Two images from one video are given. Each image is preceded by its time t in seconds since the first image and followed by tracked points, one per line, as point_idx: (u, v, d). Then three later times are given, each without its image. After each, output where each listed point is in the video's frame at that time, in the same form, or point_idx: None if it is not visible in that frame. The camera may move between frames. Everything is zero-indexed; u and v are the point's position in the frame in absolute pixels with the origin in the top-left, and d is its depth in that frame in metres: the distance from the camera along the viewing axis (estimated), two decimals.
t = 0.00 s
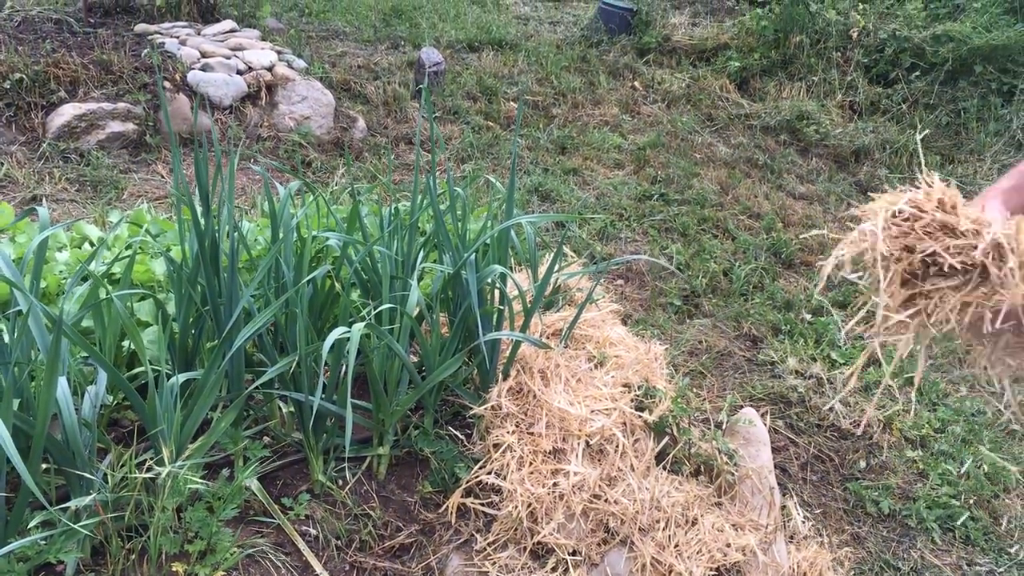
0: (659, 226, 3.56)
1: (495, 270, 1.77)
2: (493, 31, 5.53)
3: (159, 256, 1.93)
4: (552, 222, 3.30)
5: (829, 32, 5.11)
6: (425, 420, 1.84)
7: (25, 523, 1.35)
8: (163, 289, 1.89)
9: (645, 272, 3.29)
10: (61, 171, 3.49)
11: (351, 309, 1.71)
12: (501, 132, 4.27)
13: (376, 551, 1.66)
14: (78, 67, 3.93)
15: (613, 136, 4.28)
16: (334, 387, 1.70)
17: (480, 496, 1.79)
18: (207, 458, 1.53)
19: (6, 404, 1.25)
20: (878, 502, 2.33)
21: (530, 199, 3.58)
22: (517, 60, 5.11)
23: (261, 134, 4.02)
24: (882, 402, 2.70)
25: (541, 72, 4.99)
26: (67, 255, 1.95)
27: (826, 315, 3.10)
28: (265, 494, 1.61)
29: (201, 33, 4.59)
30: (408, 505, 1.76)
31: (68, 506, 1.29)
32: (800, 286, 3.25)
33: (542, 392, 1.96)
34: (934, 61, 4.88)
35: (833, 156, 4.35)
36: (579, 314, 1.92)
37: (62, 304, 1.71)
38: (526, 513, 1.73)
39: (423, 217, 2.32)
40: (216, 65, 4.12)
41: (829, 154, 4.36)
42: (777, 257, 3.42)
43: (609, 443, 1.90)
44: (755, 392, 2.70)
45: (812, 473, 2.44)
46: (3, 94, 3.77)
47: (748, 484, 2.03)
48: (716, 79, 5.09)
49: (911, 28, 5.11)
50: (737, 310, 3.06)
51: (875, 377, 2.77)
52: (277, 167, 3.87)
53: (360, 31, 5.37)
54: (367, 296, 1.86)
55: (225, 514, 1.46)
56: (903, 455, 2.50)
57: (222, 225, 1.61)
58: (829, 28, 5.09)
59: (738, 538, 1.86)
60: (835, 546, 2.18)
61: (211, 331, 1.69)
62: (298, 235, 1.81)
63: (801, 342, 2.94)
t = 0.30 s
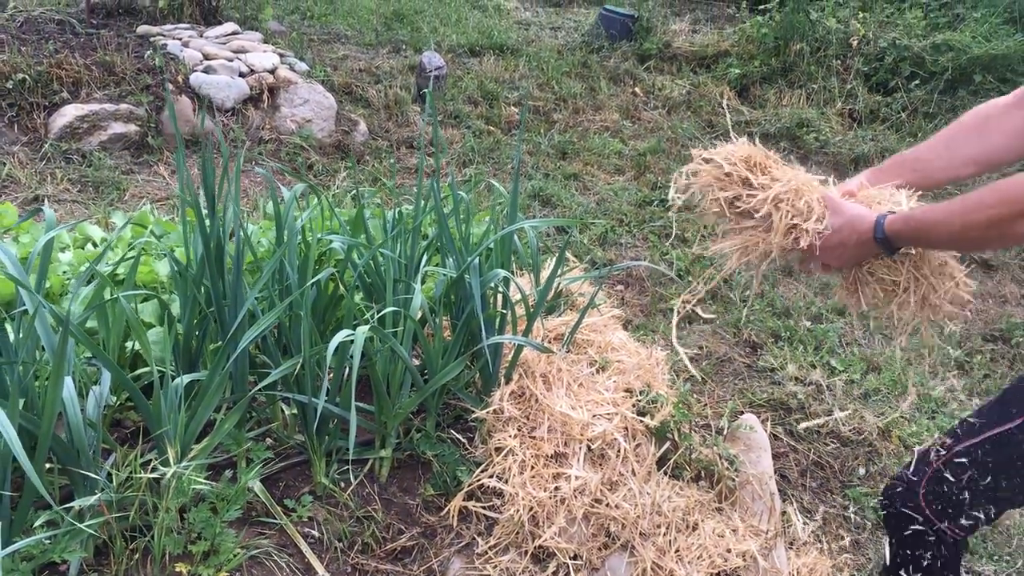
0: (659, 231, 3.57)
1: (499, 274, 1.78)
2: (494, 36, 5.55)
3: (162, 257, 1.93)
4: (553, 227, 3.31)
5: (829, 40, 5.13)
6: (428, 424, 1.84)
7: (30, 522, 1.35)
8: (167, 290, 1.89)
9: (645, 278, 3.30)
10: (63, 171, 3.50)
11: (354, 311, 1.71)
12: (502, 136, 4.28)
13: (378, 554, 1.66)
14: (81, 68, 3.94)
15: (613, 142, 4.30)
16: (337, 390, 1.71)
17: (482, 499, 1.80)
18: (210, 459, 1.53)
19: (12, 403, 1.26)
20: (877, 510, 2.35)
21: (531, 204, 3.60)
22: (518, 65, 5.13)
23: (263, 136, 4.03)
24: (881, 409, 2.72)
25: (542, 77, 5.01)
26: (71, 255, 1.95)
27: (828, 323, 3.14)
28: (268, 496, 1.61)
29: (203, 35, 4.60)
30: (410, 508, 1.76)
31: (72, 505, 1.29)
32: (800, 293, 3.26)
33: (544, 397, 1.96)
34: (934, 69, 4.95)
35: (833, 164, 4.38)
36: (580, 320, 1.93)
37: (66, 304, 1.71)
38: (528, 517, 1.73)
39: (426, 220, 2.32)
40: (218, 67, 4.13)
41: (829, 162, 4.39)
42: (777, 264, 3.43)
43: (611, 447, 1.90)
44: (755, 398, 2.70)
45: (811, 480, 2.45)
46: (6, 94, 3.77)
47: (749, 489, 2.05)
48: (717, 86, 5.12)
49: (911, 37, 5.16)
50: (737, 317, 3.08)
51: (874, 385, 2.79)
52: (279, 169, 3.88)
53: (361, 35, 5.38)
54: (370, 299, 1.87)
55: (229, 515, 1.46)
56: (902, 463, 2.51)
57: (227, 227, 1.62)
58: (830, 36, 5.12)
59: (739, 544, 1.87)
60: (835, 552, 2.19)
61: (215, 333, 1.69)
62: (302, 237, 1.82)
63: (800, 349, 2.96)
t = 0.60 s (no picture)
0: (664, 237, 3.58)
1: (511, 278, 1.78)
2: (498, 41, 5.57)
3: (175, 258, 1.94)
4: (559, 232, 3.32)
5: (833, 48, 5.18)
6: (438, 425, 1.85)
7: (46, 520, 1.35)
8: (179, 290, 1.89)
9: (651, 283, 3.32)
10: (70, 171, 3.50)
11: (367, 313, 1.72)
12: (506, 141, 4.30)
13: (388, 555, 1.66)
14: (90, 68, 3.96)
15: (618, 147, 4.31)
16: (349, 391, 1.71)
17: (491, 502, 1.80)
18: (225, 458, 1.53)
19: (30, 400, 1.26)
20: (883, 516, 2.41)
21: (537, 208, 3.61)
22: (523, 70, 5.14)
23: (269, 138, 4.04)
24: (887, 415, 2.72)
25: (547, 82, 5.03)
26: (83, 254, 1.96)
27: (830, 329, 3.14)
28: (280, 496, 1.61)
29: (210, 37, 4.61)
30: (420, 510, 1.77)
31: (89, 503, 1.29)
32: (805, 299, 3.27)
33: (554, 400, 1.96)
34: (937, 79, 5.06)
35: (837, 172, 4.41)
36: (589, 324, 1.94)
37: (80, 302, 1.72)
38: (537, 520, 1.73)
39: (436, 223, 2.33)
40: (227, 69, 4.14)
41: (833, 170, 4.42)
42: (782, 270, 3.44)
43: (620, 451, 1.90)
44: (761, 404, 2.71)
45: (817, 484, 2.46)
46: (15, 93, 3.78)
47: (755, 495, 2.08)
48: (721, 92, 5.14)
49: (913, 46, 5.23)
50: (741, 323, 3.09)
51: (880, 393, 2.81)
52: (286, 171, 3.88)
53: (366, 38, 5.39)
54: (382, 302, 1.87)
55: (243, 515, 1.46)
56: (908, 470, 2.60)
57: (242, 227, 1.62)
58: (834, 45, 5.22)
59: (746, 549, 1.90)
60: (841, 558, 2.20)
61: (228, 334, 1.69)
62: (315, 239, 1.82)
63: (805, 355, 2.97)
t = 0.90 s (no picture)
0: (665, 240, 3.59)
1: (513, 281, 1.79)
2: (500, 44, 5.58)
3: (177, 259, 1.94)
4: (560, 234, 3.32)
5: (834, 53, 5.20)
6: (439, 428, 1.85)
7: (48, 520, 1.35)
8: (181, 292, 1.89)
9: (652, 286, 3.32)
10: (72, 173, 3.51)
11: (369, 316, 1.72)
12: (508, 144, 4.30)
13: (389, 557, 1.66)
14: (92, 70, 3.98)
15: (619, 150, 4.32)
16: (350, 394, 1.71)
17: (491, 504, 1.80)
18: (226, 460, 1.53)
19: (33, 400, 1.26)
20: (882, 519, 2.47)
21: (538, 211, 3.61)
22: (524, 73, 5.15)
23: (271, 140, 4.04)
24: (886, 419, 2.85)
25: (548, 85, 5.04)
26: (86, 254, 1.96)
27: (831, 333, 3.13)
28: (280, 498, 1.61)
29: (212, 39, 4.62)
30: (420, 512, 1.77)
31: (91, 504, 1.29)
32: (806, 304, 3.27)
33: (556, 403, 1.96)
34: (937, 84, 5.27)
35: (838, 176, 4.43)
36: (590, 327, 1.95)
37: (82, 302, 1.72)
38: (538, 523, 1.74)
39: (438, 225, 2.33)
40: (229, 71, 4.14)
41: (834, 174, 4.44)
42: (783, 274, 3.45)
43: (620, 454, 1.91)
44: (761, 408, 2.72)
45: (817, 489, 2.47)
46: (17, 94, 3.79)
47: (755, 499, 2.08)
48: (722, 96, 5.14)
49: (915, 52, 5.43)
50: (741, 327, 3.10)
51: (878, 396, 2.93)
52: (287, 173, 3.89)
53: (367, 40, 5.39)
54: (383, 304, 1.87)
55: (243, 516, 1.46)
56: (907, 474, 2.67)
57: (244, 229, 1.62)
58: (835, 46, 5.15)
59: (746, 553, 1.92)
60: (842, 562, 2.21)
61: (230, 336, 1.70)
62: (317, 241, 1.83)
63: (805, 359, 2.98)
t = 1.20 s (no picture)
0: (664, 240, 3.59)
1: (509, 281, 1.79)
2: (500, 46, 5.60)
3: (174, 260, 1.94)
4: (559, 235, 3.32)
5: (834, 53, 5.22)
6: (436, 429, 1.85)
7: (44, 521, 1.36)
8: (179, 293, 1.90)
9: (651, 287, 3.34)
10: (72, 174, 3.52)
11: (365, 317, 1.72)
12: (507, 144, 4.30)
13: (385, 558, 1.66)
14: (92, 72, 3.99)
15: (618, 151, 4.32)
16: (347, 395, 1.72)
17: (488, 505, 1.79)
18: (222, 461, 1.54)
19: (29, 402, 1.26)
20: (880, 519, 2.47)
21: (537, 212, 3.62)
22: (524, 74, 5.16)
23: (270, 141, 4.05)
24: (885, 420, 2.90)
25: (548, 86, 5.06)
26: (83, 256, 1.96)
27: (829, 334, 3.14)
28: (276, 499, 1.61)
29: (211, 40, 4.63)
30: (417, 513, 1.77)
31: (87, 505, 1.29)
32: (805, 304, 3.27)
33: (553, 403, 1.97)
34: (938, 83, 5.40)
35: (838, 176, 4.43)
36: (587, 327, 1.95)
37: (79, 304, 1.72)
38: (534, 524, 1.74)
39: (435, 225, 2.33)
40: (228, 72, 4.15)
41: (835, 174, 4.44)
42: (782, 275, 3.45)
43: (617, 454, 1.92)
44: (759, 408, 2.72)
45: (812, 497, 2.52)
46: (17, 96, 3.80)
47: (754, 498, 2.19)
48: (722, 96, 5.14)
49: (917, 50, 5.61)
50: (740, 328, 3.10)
51: (878, 397, 2.99)
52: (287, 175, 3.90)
53: (368, 41, 5.39)
54: (380, 305, 1.87)
55: (239, 518, 1.46)
56: (905, 473, 2.68)
57: (240, 230, 1.63)
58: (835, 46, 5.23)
59: (744, 552, 1.97)
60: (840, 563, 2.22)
61: (226, 337, 1.70)
62: (313, 242, 1.83)
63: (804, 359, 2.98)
